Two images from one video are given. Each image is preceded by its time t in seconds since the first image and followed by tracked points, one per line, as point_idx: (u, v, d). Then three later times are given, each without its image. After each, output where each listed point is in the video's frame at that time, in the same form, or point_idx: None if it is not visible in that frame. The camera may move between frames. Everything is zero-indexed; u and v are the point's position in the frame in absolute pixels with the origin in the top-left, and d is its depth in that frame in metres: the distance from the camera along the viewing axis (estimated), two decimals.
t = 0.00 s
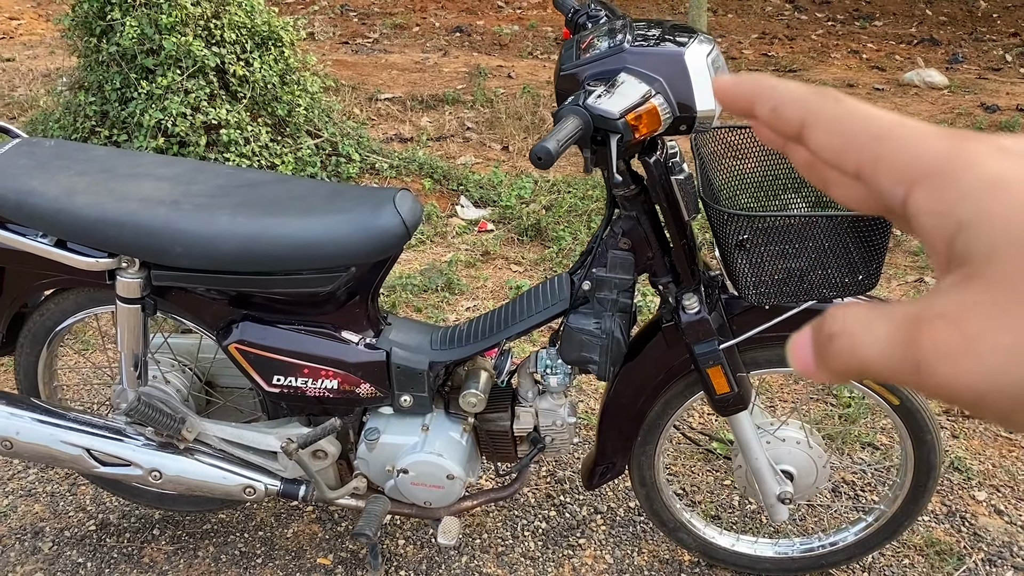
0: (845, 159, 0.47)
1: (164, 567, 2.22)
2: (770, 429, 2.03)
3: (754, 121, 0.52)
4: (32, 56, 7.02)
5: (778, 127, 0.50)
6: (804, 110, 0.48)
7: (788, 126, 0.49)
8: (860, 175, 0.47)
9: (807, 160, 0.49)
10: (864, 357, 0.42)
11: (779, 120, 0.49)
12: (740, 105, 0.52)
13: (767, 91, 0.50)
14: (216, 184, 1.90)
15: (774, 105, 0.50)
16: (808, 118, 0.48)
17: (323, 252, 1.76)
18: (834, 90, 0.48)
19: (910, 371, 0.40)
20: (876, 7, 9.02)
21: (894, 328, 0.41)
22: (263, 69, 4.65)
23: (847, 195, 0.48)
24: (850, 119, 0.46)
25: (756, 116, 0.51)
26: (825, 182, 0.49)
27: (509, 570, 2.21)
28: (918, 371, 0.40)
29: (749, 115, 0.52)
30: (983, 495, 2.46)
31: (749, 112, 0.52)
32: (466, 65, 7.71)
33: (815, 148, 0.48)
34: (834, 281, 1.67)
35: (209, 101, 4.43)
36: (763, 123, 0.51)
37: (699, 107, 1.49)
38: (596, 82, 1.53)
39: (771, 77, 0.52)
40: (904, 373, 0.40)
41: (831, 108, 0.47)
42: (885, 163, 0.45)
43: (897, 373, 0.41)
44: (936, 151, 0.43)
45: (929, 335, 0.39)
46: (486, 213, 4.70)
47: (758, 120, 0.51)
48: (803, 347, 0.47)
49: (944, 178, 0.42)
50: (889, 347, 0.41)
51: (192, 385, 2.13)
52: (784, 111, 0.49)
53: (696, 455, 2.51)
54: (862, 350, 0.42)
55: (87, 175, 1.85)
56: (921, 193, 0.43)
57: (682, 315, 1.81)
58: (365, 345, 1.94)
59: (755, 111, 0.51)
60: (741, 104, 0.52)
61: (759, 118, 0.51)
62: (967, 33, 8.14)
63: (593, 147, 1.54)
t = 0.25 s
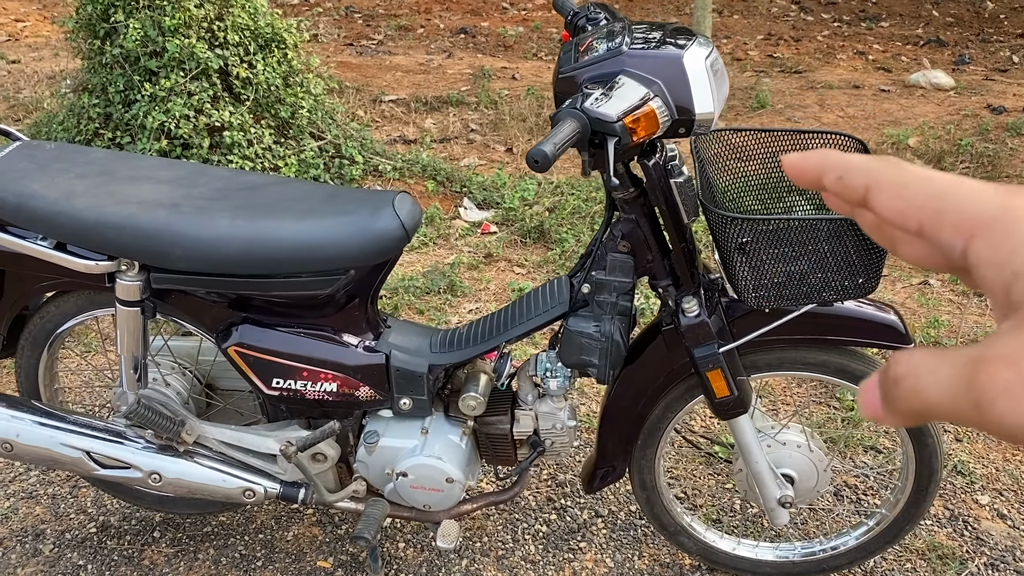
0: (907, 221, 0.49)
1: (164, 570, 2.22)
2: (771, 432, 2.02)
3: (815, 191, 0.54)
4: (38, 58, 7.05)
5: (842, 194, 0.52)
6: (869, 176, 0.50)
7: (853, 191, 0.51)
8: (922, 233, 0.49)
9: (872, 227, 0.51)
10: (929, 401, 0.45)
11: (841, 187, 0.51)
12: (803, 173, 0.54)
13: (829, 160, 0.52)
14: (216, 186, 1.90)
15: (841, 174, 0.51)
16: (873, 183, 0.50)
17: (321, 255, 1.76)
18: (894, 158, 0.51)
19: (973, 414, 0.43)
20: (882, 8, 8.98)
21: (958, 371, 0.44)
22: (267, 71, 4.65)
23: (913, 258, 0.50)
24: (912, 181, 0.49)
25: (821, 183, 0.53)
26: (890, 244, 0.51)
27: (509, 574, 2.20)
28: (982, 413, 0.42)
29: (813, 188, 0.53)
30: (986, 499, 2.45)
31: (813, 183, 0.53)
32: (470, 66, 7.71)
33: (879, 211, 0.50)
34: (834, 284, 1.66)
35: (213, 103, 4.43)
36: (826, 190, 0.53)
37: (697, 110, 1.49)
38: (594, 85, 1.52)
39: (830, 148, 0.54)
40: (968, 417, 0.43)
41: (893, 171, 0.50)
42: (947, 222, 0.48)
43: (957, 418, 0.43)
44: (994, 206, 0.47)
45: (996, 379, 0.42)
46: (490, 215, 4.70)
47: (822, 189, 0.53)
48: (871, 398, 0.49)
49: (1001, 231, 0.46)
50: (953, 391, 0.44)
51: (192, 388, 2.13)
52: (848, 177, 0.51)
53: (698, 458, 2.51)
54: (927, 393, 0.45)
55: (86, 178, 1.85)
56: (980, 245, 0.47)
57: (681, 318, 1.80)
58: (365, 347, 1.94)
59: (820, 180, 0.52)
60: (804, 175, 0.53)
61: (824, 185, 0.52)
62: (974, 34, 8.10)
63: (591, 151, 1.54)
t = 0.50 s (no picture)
0: (913, 238, 0.51)
1: (165, 571, 2.22)
2: (771, 435, 2.01)
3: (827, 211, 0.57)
4: (46, 61, 7.09)
5: (849, 212, 0.55)
6: (874, 195, 0.53)
7: (859, 208, 0.54)
8: (929, 248, 0.51)
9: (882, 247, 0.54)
10: (941, 416, 0.47)
11: (848, 206, 0.54)
12: (813, 193, 0.57)
13: (837, 181, 0.55)
14: (215, 189, 1.91)
15: (847, 192, 0.54)
16: (879, 200, 0.53)
17: (320, 257, 1.75)
18: (900, 174, 0.53)
19: (983, 429, 0.45)
20: (890, 9, 8.94)
21: (967, 389, 0.46)
22: (272, 73, 4.65)
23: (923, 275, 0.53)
24: (917, 198, 0.51)
25: (829, 203, 0.56)
26: (900, 259, 0.54)
27: None
28: (991, 428, 0.44)
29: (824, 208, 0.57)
30: (990, 502, 2.43)
31: (823, 202, 0.56)
32: (476, 68, 7.71)
33: (886, 228, 0.53)
34: (833, 286, 1.65)
35: (218, 105, 4.44)
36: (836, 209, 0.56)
37: (695, 112, 1.49)
38: (592, 87, 1.51)
39: (839, 168, 0.57)
40: (977, 433, 0.45)
41: (899, 188, 0.52)
42: (954, 237, 0.50)
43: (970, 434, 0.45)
44: (997, 220, 0.48)
45: (1001, 395, 0.43)
46: (494, 216, 4.69)
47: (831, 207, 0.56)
48: (883, 414, 0.52)
49: (1007, 244, 0.48)
50: (964, 407, 0.46)
51: (192, 390, 2.13)
52: (854, 195, 0.54)
53: (699, 461, 2.50)
54: (939, 409, 0.47)
55: (86, 181, 1.86)
56: (988, 259, 0.48)
57: (680, 320, 1.79)
58: (364, 350, 1.94)
59: (827, 198, 0.56)
60: (813, 196, 0.57)
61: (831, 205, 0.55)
62: (982, 35, 8.05)
63: (588, 153, 1.53)
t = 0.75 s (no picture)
0: (918, 284, 0.49)
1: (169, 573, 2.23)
2: (775, 439, 2.00)
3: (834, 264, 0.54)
4: (55, 63, 7.13)
5: (856, 261, 0.52)
6: (878, 241, 0.50)
7: (864, 256, 0.51)
8: (934, 293, 0.49)
9: (890, 299, 0.52)
10: (955, 463, 0.47)
11: (853, 254, 0.52)
12: (819, 243, 0.54)
13: (842, 231, 0.53)
14: (218, 191, 1.91)
15: (852, 241, 0.52)
16: (883, 248, 0.50)
17: (323, 260, 1.75)
18: (905, 221, 0.51)
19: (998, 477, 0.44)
20: (898, 10, 8.90)
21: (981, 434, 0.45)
22: (278, 76, 4.66)
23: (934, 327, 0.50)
24: (922, 244, 0.49)
25: (836, 254, 0.54)
26: (907, 316, 0.51)
27: None
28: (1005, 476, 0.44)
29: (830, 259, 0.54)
30: (997, 507, 2.41)
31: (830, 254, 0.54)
32: (483, 70, 7.71)
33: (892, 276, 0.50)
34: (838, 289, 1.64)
35: (225, 107, 4.46)
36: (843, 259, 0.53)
37: (698, 114, 1.48)
38: (594, 89, 1.51)
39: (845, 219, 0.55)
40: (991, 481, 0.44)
41: (903, 235, 0.50)
42: (957, 285, 0.47)
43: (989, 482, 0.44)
44: (999, 264, 0.46)
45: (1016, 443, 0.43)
46: (500, 218, 4.69)
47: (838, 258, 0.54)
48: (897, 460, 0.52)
49: (1014, 287, 0.45)
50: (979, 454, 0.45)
51: (196, 392, 2.14)
52: (859, 244, 0.52)
53: (704, 464, 2.49)
54: (953, 456, 0.47)
55: (90, 184, 1.87)
56: (992, 301, 0.46)
57: (684, 323, 1.78)
58: (367, 352, 1.94)
59: (833, 247, 0.53)
60: (819, 247, 0.54)
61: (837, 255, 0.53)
62: (991, 36, 8.01)
63: (591, 156, 1.53)
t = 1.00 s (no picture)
0: (952, 353, 0.53)
1: None
2: (784, 445, 1.99)
3: (880, 349, 0.60)
4: (67, 66, 7.18)
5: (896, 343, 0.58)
6: (911, 323, 0.56)
7: (903, 337, 0.56)
8: (967, 359, 0.53)
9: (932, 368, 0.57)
10: (993, 511, 0.54)
11: (894, 338, 0.57)
12: (863, 337, 0.60)
13: (883, 321, 0.59)
14: (227, 197, 1.92)
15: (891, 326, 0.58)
16: (915, 326, 0.55)
17: (331, 266, 1.76)
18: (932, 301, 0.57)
19: None
20: (909, 12, 8.85)
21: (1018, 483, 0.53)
22: (288, 79, 4.68)
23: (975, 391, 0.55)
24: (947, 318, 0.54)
25: (879, 341, 0.59)
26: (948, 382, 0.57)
27: None
28: None
29: (875, 346, 0.60)
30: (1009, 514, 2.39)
31: (874, 342, 0.60)
32: (492, 73, 7.71)
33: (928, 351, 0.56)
34: (847, 296, 1.63)
35: (235, 111, 4.47)
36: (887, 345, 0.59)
37: (706, 120, 1.48)
38: (601, 96, 1.51)
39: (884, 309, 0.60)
40: None
41: (930, 313, 0.55)
42: (984, 343, 0.52)
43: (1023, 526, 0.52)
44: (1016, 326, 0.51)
45: None
46: (509, 222, 4.68)
47: (882, 345, 0.59)
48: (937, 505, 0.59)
49: None
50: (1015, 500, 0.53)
51: (204, 396, 2.15)
52: (897, 327, 0.57)
53: (712, 470, 2.48)
54: (991, 504, 0.54)
55: (99, 189, 1.88)
56: (1014, 357, 0.51)
57: (691, 330, 1.78)
58: (374, 357, 1.94)
59: (876, 337, 0.59)
60: (864, 338, 0.60)
61: (882, 341, 0.59)
62: (1004, 39, 7.95)
63: (598, 162, 1.52)
